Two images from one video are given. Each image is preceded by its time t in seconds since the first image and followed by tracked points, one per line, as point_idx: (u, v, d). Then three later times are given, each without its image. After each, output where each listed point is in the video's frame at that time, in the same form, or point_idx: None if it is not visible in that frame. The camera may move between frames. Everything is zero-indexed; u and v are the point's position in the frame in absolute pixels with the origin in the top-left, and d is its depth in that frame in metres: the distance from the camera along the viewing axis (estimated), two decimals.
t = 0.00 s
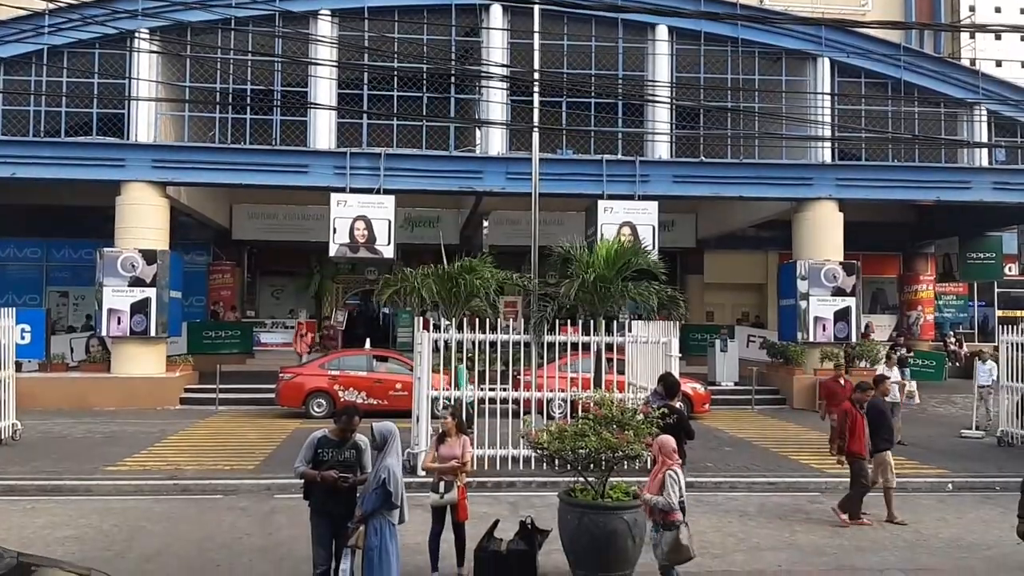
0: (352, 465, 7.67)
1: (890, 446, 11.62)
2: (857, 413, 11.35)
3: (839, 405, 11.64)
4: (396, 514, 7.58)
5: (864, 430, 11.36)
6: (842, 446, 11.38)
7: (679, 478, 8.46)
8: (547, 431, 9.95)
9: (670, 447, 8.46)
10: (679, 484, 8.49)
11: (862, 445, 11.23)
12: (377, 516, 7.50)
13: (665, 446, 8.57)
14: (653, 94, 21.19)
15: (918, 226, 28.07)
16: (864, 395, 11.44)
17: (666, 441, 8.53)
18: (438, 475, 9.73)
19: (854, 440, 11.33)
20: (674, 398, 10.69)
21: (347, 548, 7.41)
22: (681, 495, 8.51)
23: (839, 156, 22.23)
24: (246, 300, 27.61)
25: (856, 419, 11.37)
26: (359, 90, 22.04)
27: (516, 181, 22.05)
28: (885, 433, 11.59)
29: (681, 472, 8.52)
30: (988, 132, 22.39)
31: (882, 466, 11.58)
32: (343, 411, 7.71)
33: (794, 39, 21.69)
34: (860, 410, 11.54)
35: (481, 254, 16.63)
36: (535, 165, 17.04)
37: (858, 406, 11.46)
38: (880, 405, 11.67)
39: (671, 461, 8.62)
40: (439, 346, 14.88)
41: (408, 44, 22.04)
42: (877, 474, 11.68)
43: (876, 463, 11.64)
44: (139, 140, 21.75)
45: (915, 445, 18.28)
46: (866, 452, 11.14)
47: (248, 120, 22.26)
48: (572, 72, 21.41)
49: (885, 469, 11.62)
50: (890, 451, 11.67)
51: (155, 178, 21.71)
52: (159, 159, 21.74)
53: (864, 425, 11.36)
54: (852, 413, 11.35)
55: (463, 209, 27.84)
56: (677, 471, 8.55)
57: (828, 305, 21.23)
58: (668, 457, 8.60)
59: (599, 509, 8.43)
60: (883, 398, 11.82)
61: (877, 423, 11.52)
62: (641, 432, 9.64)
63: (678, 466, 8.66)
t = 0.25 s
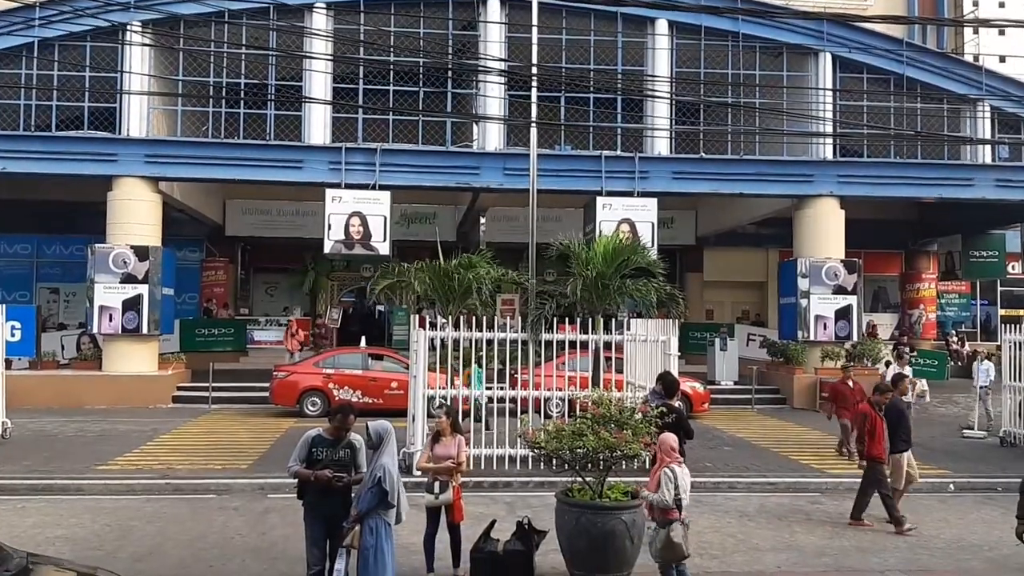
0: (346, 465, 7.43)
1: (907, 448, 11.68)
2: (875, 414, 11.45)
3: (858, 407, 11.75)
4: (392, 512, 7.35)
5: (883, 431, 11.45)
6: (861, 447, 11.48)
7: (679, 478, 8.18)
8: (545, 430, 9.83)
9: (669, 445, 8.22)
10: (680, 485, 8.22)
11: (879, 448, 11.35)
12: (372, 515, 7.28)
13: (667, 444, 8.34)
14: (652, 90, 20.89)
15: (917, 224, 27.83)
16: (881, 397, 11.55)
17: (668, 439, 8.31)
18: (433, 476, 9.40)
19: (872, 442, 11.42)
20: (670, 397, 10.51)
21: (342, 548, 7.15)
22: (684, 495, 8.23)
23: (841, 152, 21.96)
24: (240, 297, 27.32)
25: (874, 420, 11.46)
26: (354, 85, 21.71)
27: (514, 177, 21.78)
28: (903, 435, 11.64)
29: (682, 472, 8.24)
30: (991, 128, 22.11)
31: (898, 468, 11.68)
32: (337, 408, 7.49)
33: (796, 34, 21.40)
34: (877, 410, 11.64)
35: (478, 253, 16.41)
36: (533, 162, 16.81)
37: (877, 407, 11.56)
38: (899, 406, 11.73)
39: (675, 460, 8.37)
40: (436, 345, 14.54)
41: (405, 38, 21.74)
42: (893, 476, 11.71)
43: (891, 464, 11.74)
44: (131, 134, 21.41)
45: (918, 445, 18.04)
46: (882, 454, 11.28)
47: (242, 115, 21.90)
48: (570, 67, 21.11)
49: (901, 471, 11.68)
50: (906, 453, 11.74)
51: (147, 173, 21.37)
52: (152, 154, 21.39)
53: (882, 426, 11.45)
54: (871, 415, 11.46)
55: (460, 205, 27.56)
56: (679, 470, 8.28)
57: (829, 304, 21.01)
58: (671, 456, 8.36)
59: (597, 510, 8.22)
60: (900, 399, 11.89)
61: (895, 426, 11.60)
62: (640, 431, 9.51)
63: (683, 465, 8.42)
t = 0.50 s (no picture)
0: (331, 474, 7.05)
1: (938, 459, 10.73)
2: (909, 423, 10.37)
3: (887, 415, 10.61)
4: (380, 525, 7.09)
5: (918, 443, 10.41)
6: (895, 462, 10.43)
7: (683, 486, 7.79)
8: (541, 437, 8.75)
9: (675, 450, 7.91)
10: (685, 494, 7.80)
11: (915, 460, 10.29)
12: (359, 526, 7.03)
13: (680, 452, 8.00)
14: (654, 79, 19.81)
15: (929, 221, 26.89)
16: (915, 404, 10.45)
17: (679, 445, 7.98)
18: (421, 485, 8.44)
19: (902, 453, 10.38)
20: (673, 401, 9.78)
21: (328, 561, 6.93)
22: (690, 506, 7.80)
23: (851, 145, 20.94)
24: (219, 297, 26.16)
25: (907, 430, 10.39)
26: (340, 73, 20.60)
27: (508, 171, 20.67)
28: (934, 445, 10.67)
29: (689, 481, 7.84)
30: (1010, 121, 21.08)
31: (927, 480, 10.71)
32: (321, 416, 6.97)
33: (806, 21, 20.37)
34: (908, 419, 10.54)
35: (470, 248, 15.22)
36: (529, 153, 15.72)
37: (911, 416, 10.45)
38: (929, 413, 10.76)
39: (688, 470, 7.99)
40: (425, 348, 13.36)
41: (393, 24, 20.64)
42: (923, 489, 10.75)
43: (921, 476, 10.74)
44: (103, 124, 20.27)
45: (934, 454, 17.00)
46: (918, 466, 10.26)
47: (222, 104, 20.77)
48: (568, 54, 20.01)
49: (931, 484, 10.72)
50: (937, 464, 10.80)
51: (120, 165, 20.23)
52: (125, 145, 20.25)
53: (917, 438, 10.42)
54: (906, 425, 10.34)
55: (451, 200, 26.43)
56: (687, 479, 7.88)
57: (840, 305, 19.98)
58: (683, 465, 7.98)
59: (595, 521, 7.53)
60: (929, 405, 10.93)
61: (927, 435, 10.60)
62: (640, 438, 8.56)
63: (698, 476, 8.00)
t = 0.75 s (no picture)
0: (320, 481, 6.45)
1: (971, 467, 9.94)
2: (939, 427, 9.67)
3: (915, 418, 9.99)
4: (370, 533, 6.60)
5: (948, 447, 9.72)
6: (924, 466, 9.73)
7: (688, 491, 7.53)
8: (538, 442, 8.20)
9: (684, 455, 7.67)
10: (691, 500, 7.51)
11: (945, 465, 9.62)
12: (350, 535, 6.50)
13: (693, 458, 7.73)
14: (657, 71, 19.06)
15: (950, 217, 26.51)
16: (944, 407, 9.81)
17: (690, 451, 7.70)
18: (411, 492, 7.74)
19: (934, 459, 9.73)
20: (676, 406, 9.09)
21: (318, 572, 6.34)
22: (698, 513, 7.49)
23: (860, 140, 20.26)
24: (205, 296, 25.25)
25: (939, 434, 9.69)
26: (331, 65, 19.85)
27: (505, 166, 19.94)
28: (966, 452, 9.88)
29: (697, 487, 7.55)
30: None
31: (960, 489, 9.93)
32: (312, 419, 6.44)
33: (813, 11, 19.68)
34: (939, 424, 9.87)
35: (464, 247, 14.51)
36: (527, 146, 14.96)
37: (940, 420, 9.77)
38: (961, 418, 10.00)
39: (701, 478, 7.66)
40: (419, 350, 12.70)
41: (386, 13, 19.88)
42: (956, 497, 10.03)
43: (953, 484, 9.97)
44: (83, 117, 19.44)
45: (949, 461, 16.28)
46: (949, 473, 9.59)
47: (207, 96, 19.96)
48: (568, 45, 19.25)
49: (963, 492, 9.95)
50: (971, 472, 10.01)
51: (101, 160, 19.42)
52: (106, 138, 19.43)
53: (948, 442, 9.71)
54: (934, 428, 9.68)
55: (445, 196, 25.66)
56: (697, 485, 7.58)
57: (849, 305, 19.28)
58: (695, 471, 7.68)
59: (594, 529, 7.37)
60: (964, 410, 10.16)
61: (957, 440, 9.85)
62: (642, 443, 7.92)
63: (712, 483, 7.65)
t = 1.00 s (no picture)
0: (311, 487, 6.13)
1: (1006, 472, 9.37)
2: (972, 436, 8.93)
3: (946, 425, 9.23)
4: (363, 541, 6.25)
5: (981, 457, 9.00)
6: (952, 477, 8.99)
7: (693, 498, 7.28)
8: (535, 445, 7.57)
9: (693, 462, 7.41)
10: (695, 508, 7.28)
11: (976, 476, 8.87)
12: (341, 544, 6.18)
13: (704, 465, 7.43)
14: (660, 62, 18.31)
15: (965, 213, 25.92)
16: (978, 414, 9.06)
17: (701, 458, 7.45)
18: (403, 501, 7.21)
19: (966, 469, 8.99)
20: (681, 410, 8.94)
21: None
22: (703, 521, 7.24)
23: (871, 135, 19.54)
24: (189, 296, 24.56)
25: (971, 443, 8.94)
26: (322, 55, 19.09)
27: (502, 161, 19.20)
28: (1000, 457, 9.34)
29: (703, 495, 7.29)
30: None
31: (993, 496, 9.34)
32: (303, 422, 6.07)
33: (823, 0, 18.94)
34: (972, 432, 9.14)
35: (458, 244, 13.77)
36: (525, 140, 14.22)
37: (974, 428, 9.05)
38: (994, 423, 9.52)
39: (712, 486, 7.37)
40: (413, 352, 11.97)
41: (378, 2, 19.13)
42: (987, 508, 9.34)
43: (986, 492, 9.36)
44: (63, 110, 18.68)
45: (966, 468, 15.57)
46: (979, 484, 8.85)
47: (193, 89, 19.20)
48: (567, 36, 18.51)
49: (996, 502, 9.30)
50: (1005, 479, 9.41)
51: (82, 155, 18.66)
52: (87, 133, 18.68)
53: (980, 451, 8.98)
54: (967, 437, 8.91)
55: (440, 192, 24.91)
56: (704, 493, 7.31)
57: (860, 306, 18.57)
58: (706, 479, 7.41)
59: (595, 538, 6.84)
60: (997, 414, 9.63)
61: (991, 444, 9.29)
62: (644, 449, 7.46)
63: (723, 492, 7.34)
